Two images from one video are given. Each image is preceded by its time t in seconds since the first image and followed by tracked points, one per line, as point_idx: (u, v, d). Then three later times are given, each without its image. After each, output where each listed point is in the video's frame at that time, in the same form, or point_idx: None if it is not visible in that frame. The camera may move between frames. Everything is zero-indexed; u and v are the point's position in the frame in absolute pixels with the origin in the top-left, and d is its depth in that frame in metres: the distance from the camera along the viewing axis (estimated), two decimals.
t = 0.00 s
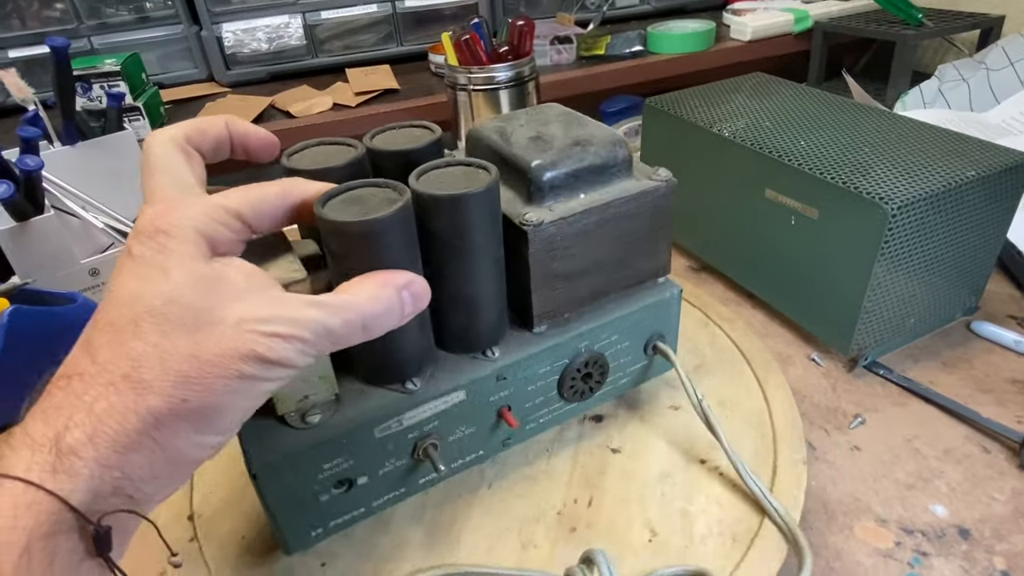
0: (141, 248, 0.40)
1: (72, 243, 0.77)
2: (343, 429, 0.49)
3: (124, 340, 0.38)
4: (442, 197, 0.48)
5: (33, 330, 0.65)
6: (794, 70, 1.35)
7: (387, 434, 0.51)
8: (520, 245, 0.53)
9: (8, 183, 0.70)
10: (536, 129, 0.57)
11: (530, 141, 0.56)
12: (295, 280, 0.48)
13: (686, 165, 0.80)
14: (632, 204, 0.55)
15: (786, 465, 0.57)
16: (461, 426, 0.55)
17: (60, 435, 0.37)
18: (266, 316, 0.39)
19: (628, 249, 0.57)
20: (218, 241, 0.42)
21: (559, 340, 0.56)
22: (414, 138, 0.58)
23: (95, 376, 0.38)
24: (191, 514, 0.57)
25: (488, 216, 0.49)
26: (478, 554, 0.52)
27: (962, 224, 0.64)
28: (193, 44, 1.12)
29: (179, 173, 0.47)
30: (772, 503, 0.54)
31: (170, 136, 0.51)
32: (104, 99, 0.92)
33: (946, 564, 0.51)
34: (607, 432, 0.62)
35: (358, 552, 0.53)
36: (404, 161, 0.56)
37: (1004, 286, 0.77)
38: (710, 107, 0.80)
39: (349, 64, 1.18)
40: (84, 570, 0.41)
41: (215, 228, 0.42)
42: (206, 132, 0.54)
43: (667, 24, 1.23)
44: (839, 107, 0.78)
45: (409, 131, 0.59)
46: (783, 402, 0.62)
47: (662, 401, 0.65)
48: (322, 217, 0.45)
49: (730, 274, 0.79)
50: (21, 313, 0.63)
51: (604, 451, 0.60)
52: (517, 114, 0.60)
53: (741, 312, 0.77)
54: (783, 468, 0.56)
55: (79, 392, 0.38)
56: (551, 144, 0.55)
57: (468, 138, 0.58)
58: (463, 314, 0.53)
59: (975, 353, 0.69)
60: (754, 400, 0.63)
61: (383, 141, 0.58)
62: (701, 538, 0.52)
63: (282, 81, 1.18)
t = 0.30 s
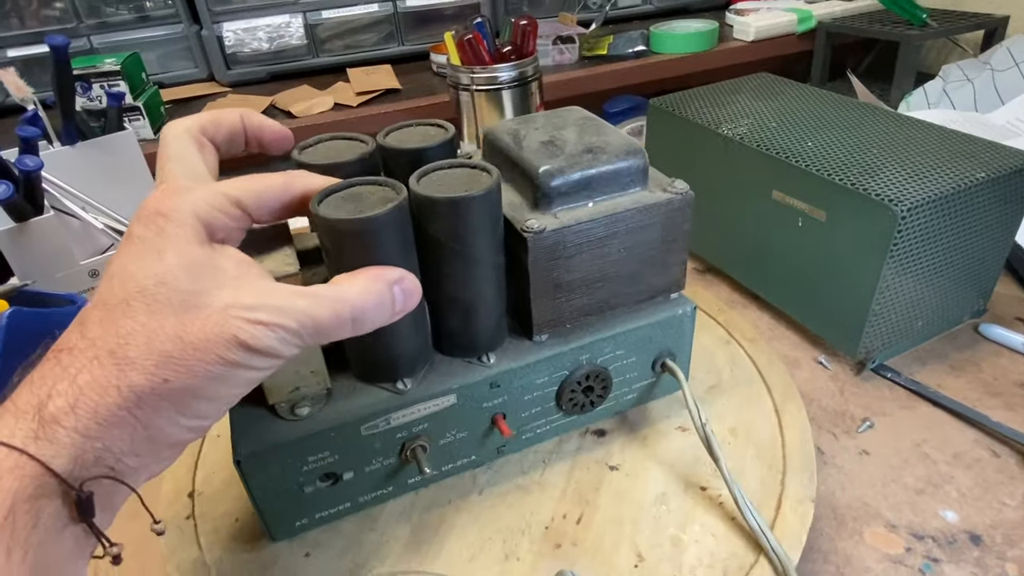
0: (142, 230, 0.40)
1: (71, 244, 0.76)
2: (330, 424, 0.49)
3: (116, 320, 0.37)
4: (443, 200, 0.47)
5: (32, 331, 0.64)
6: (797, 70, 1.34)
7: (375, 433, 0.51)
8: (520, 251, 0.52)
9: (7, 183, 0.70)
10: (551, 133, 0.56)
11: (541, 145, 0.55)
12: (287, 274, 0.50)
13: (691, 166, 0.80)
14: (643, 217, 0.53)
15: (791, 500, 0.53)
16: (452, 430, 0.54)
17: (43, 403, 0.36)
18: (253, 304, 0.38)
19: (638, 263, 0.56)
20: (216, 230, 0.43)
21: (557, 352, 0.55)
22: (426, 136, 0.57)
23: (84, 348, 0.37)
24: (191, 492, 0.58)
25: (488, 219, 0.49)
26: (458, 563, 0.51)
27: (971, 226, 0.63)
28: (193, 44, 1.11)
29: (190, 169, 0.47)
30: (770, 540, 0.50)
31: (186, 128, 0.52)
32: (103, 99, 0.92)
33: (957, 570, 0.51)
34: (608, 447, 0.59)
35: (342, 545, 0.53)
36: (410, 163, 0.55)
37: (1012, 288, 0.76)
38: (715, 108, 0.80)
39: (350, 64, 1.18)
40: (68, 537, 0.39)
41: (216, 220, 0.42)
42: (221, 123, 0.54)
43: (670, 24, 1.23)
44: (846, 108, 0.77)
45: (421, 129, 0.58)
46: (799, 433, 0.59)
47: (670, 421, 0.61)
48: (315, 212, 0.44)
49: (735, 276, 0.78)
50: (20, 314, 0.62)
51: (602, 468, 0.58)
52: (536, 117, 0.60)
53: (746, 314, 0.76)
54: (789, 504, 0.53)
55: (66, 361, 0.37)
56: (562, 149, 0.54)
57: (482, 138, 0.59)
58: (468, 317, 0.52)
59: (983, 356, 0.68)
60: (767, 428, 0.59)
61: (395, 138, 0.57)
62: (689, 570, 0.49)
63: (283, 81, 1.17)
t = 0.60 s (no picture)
0: (154, 208, 0.41)
1: (74, 240, 0.76)
2: (329, 409, 0.49)
3: (122, 295, 0.37)
4: (448, 193, 0.46)
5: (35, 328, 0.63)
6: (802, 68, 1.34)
7: (371, 423, 0.51)
8: (525, 247, 0.51)
9: (10, 178, 0.69)
10: (566, 130, 0.56)
11: (555, 142, 0.54)
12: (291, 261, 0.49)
13: (699, 162, 0.79)
14: (654, 218, 0.52)
15: (798, 519, 0.51)
16: (451, 425, 0.53)
17: (46, 370, 0.37)
18: (255, 284, 0.38)
19: (650, 265, 0.54)
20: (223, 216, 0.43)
21: (561, 352, 0.54)
22: (441, 128, 0.57)
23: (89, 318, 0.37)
24: (199, 469, 0.59)
25: (492, 213, 0.48)
26: (449, 560, 0.50)
27: (982, 223, 0.63)
28: (195, 40, 1.10)
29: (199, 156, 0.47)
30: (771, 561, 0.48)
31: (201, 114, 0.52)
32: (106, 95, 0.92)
33: (971, 570, 0.51)
34: (613, 454, 0.58)
35: (337, 532, 0.53)
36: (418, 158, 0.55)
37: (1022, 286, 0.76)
38: (723, 104, 0.79)
39: (353, 60, 1.17)
40: (68, 503, 0.39)
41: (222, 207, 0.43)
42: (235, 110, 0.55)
43: (674, 21, 1.22)
44: (855, 104, 0.77)
45: (437, 121, 0.58)
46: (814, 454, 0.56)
47: (677, 432, 0.60)
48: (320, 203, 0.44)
49: (743, 272, 0.78)
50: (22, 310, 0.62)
51: (603, 474, 0.56)
52: (554, 112, 0.59)
53: (754, 311, 0.75)
54: (794, 525, 0.51)
55: (71, 332, 0.37)
56: (575, 147, 0.53)
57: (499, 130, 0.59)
58: (477, 313, 0.52)
59: (994, 354, 0.68)
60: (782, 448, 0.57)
61: (411, 130, 0.56)
62: None
63: (286, 78, 1.17)
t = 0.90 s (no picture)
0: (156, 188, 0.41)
1: (74, 237, 0.76)
2: (323, 398, 0.49)
3: (121, 268, 0.38)
4: (445, 188, 0.46)
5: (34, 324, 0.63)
6: (804, 67, 1.33)
7: (364, 414, 0.51)
8: (523, 244, 0.51)
9: (10, 174, 0.69)
10: (571, 128, 0.55)
11: (559, 140, 0.54)
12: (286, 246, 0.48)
13: (701, 160, 0.79)
14: (656, 220, 0.52)
15: (792, 536, 0.50)
16: (445, 420, 0.53)
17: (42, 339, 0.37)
18: (249, 262, 0.39)
19: (651, 268, 0.54)
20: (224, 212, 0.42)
21: (558, 352, 0.53)
22: (447, 123, 0.56)
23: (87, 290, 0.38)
24: (201, 449, 0.59)
25: (490, 211, 0.48)
26: (437, 556, 0.50)
27: (985, 221, 0.62)
28: (196, 37, 1.10)
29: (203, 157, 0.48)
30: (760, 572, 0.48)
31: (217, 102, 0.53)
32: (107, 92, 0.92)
33: (973, 568, 0.51)
34: (608, 458, 0.57)
35: (328, 520, 0.53)
36: (420, 154, 0.55)
37: None
38: (725, 102, 0.79)
39: (354, 58, 1.17)
40: (69, 472, 0.40)
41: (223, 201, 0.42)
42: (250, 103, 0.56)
43: (675, 20, 1.22)
44: (857, 102, 0.77)
45: (443, 116, 0.58)
46: (816, 471, 0.54)
47: (676, 438, 0.59)
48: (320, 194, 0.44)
49: (744, 271, 0.78)
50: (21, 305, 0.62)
51: (596, 477, 0.56)
52: (564, 109, 0.59)
53: (755, 309, 0.75)
54: (789, 541, 0.50)
55: (70, 302, 0.38)
56: (580, 145, 0.53)
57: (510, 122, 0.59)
58: (477, 309, 0.52)
59: (996, 353, 0.68)
60: (784, 460, 0.56)
61: (417, 125, 0.56)
62: None
63: (287, 75, 1.17)
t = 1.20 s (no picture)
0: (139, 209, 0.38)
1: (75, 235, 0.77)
2: (324, 397, 0.49)
3: (123, 320, 0.35)
4: (448, 187, 0.46)
5: (34, 322, 0.64)
6: (805, 67, 1.33)
7: (364, 413, 0.51)
8: (524, 243, 0.51)
9: (11, 173, 0.69)
10: (574, 127, 0.55)
11: (561, 139, 0.54)
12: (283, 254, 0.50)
13: (703, 159, 0.79)
14: (657, 219, 0.51)
15: (795, 536, 0.50)
16: (445, 419, 0.53)
17: (50, 416, 0.34)
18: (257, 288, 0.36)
19: (653, 267, 0.54)
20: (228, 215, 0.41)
21: (559, 351, 0.53)
22: (450, 122, 0.56)
23: (87, 350, 0.35)
24: (200, 449, 0.59)
25: (491, 210, 0.48)
26: (437, 555, 0.50)
27: (987, 221, 0.62)
28: (197, 36, 1.09)
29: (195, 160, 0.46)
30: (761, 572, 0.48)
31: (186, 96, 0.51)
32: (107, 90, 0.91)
33: (975, 569, 0.50)
34: (609, 457, 0.57)
35: (328, 517, 0.53)
36: (422, 153, 0.55)
37: None
38: (726, 101, 0.79)
39: (355, 57, 1.17)
40: (81, 559, 0.37)
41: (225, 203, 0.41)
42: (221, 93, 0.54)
43: (677, 19, 1.22)
44: (858, 102, 0.77)
45: (445, 115, 0.57)
46: (819, 473, 0.54)
47: (678, 438, 0.59)
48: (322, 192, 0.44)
49: (746, 270, 0.77)
50: (22, 303, 0.62)
51: (598, 477, 0.56)
52: (565, 108, 0.59)
53: (756, 309, 0.75)
54: (790, 541, 0.50)
55: (70, 365, 0.35)
56: (581, 144, 0.53)
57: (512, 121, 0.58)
58: (478, 309, 0.52)
59: (998, 353, 0.68)
60: (788, 461, 0.55)
61: (420, 123, 0.56)
62: None
63: (287, 74, 1.16)
